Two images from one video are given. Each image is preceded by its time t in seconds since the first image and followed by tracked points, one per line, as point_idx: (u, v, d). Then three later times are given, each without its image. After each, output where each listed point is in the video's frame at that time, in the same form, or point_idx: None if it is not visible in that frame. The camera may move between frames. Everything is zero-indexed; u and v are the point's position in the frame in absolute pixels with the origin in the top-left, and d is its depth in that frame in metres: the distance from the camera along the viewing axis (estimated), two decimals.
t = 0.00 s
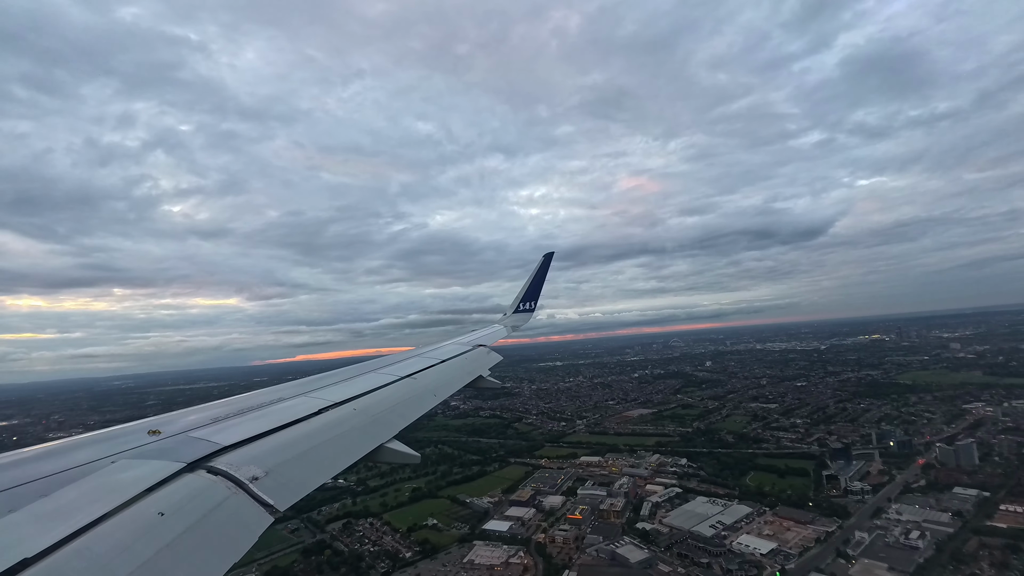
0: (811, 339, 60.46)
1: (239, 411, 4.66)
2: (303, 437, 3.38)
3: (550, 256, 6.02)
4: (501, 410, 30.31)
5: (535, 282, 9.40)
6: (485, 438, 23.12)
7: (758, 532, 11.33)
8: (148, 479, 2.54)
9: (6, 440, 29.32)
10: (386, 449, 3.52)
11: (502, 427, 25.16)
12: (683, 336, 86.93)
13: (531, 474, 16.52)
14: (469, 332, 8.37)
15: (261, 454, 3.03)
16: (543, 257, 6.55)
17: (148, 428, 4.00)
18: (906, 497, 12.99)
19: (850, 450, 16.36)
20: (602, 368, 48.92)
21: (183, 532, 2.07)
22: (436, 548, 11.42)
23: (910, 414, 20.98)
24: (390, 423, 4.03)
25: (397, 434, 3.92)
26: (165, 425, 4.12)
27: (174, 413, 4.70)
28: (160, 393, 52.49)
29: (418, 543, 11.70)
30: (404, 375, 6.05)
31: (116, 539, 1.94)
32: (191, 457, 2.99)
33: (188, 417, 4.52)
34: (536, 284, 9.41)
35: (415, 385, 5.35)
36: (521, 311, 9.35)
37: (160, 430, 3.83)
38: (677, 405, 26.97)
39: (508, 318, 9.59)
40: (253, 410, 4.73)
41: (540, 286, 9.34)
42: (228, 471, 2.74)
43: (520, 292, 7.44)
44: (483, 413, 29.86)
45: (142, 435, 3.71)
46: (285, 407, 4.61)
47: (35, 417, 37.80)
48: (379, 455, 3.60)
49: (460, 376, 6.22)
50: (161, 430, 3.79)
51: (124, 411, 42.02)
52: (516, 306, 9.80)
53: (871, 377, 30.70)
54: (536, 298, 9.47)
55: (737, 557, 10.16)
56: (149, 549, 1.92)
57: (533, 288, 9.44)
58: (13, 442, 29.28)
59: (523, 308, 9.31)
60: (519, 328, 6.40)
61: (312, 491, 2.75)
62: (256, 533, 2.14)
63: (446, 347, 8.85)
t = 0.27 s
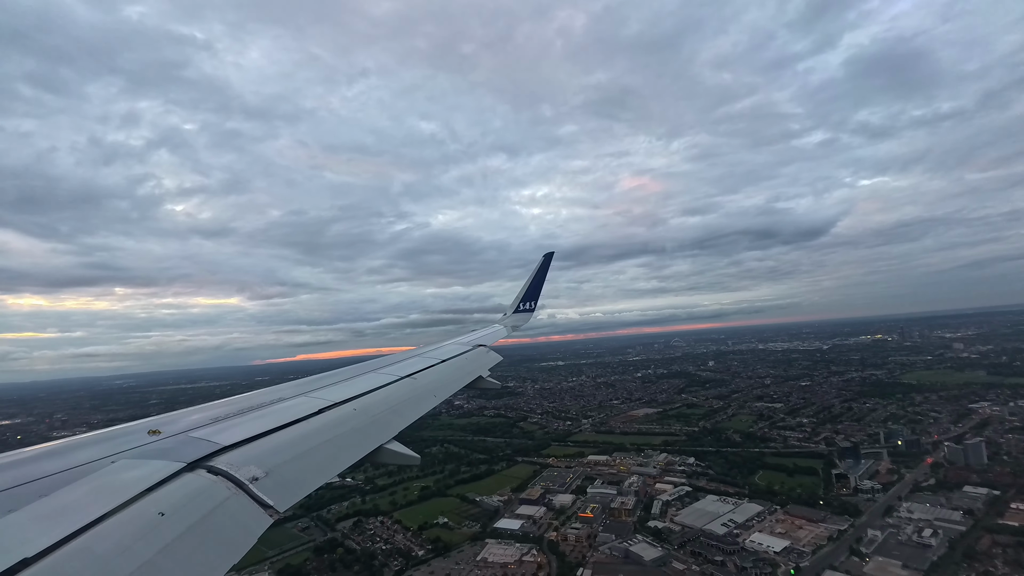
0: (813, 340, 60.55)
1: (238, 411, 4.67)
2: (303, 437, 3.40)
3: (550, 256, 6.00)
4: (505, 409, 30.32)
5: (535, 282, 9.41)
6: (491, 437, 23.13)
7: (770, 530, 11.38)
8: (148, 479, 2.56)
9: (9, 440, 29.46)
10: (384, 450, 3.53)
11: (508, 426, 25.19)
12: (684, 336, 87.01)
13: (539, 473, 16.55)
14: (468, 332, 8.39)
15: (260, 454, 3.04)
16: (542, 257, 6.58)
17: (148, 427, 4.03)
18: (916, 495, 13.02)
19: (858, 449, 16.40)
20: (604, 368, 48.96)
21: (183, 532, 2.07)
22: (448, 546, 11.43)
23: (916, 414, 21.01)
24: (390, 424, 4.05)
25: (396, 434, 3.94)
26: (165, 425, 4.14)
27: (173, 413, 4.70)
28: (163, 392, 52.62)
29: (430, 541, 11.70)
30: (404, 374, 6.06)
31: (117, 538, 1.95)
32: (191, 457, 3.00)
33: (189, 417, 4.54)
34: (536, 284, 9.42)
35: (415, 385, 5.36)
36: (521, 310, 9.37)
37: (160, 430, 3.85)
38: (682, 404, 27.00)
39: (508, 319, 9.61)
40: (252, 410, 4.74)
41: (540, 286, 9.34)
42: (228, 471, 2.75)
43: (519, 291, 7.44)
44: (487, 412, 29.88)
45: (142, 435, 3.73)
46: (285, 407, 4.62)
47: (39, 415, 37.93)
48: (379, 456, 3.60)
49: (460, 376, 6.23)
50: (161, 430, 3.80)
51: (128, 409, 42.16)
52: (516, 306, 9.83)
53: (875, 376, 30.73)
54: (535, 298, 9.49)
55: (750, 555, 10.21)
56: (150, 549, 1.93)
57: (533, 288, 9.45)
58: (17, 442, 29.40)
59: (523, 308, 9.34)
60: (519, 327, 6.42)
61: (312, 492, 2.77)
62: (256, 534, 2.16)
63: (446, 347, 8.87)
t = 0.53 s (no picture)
0: (815, 339, 60.65)
1: (238, 411, 4.67)
2: (301, 439, 3.39)
3: (551, 258, 5.98)
4: (509, 408, 30.32)
5: (535, 282, 9.42)
6: (497, 436, 23.14)
7: (783, 528, 11.43)
8: (147, 479, 2.56)
9: (14, 439, 29.61)
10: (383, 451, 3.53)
11: (513, 425, 25.17)
12: (685, 336, 87.14)
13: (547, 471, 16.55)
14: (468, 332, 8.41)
15: (259, 455, 3.04)
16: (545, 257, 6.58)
17: (148, 428, 4.04)
18: (926, 494, 13.05)
19: (867, 448, 16.47)
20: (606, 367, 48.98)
21: (183, 533, 2.07)
22: (460, 544, 11.42)
23: (921, 413, 21.06)
24: (390, 425, 4.05)
25: (395, 436, 3.95)
26: (165, 425, 4.15)
27: (173, 413, 4.71)
28: (165, 391, 52.62)
29: (442, 540, 11.69)
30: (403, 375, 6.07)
31: (117, 537, 1.95)
32: (191, 458, 3.01)
33: (190, 417, 4.55)
34: (535, 285, 9.42)
35: (414, 386, 5.36)
36: (520, 311, 9.36)
37: (160, 430, 3.86)
38: (687, 403, 27.04)
39: (508, 320, 9.61)
40: (252, 410, 4.74)
41: (540, 286, 9.34)
42: (228, 471, 2.75)
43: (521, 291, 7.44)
44: (491, 411, 29.87)
45: (142, 435, 3.74)
46: (284, 407, 4.62)
47: (42, 415, 37.90)
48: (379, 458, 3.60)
49: (460, 377, 6.22)
50: (161, 431, 3.82)
51: (131, 408, 42.16)
52: (516, 307, 9.83)
53: (879, 376, 30.80)
54: (535, 299, 9.48)
55: (763, 553, 10.27)
56: (151, 549, 1.93)
57: (533, 289, 9.45)
58: (21, 441, 29.54)
59: (522, 308, 9.34)
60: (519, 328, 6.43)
61: (311, 494, 2.76)
62: (255, 537, 2.15)
63: (446, 348, 8.85)
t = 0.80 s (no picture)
0: (817, 339, 60.71)
1: (239, 412, 4.67)
2: (300, 440, 3.38)
3: (551, 257, 5.97)
4: (514, 407, 30.34)
5: (535, 284, 9.45)
6: (503, 435, 23.14)
7: (795, 526, 11.49)
8: (148, 481, 2.55)
9: (20, 438, 29.83)
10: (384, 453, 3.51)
11: (519, 424, 25.17)
12: (687, 336, 87.19)
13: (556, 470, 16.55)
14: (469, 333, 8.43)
15: (259, 456, 3.03)
16: (544, 258, 6.58)
17: (149, 429, 4.05)
18: (937, 492, 13.06)
19: (876, 446, 16.52)
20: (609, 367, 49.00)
21: (183, 535, 2.05)
22: (473, 542, 11.43)
23: (928, 412, 21.12)
24: (391, 427, 4.04)
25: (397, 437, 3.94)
26: (166, 426, 4.16)
27: (174, 415, 4.71)
28: (168, 391, 52.68)
29: (454, 538, 11.70)
30: (404, 376, 6.05)
31: (116, 540, 1.92)
32: (190, 459, 3.00)
33: (191, 419, 4.55)
34: (536, 286, 9.44)
35: (415, 387, 5.35)
36: (521, 313, 9.38)
37: (161, 431, 3.86)
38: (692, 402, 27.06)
39: (508, 321, 9.64)
40: (253, 411, 4.74)
41: (540, 287, 9.36)
42: (228, 473, 2.73)
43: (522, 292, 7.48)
44: (496, 410, 29.88)
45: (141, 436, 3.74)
46: (285, 408, 4.61)
47: (46, 415, 37.93)
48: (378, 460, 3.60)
49: (460, 379, 6.20)
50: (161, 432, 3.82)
51: (135, 408, 42.21)
52: (516, 307, 9.86)
53: (883, 375, 30.83)
54: (536, 299, 9.50)
55: (777, 551, 10.33)
56: (151, 551, 1.91)
57: (533, 290, 9.46)
58: (27, 440, 29.77)
59: (523, 310, 9.35)
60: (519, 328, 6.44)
61: (311, 496, 2.74)
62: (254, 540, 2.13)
63: (446, 349, 8.83)
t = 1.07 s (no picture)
0: (820, 338, 60.68)
1: (240, 414, 4.69)
2: (300, 442, 3.40)
3: (552, 257, 5.97)
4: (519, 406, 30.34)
5: (536, 285, 9.47)
6: (510, 434, 23.12)
7: (809, 524, 11.56)
8: (148, 483, 2.55)
9: (26, 438, 29.99)
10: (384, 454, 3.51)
11: (526, 423, 25.17)
12: (689, 335, 87.16)
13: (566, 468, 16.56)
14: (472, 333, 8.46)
15: (259, 458, 3.03)
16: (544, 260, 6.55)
17: (149, 431, 4.07)
18: (949, 490, 13.05)
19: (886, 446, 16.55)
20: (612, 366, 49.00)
21: (184, 537, 2.05)
22: (487, 540, 11.43)
23: (936, 411, 21.14)
24: (392, 429, 4.06)
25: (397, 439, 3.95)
26: (166, 428, 4.18)
27: (176, 416, 4.74)
28: (172, 390, 52.82)
29: (468, 536, 11.69)
30: (404, 377, 6.05)
31: (118, 541, 1.92)
32: (191, 460, 3.02)
33: (192, 421, 4.57)
34: (536, 288, 9.46)
35: (415, 389, 5.35)
36: (522, 314, 9.41)
37: (162, 433, 3.89)
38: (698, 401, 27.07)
39: (509, 323, 9.68)
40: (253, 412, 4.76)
41: (541, 288, 9.35)
42: (229, 475, 2.74)
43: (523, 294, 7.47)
44: (501, 409, 29.90)
45: (141, 439, 3.76)
46: (285, 411, 4.62)
47: (51, 415, 38.02)
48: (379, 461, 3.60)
49: (460, 381, 6.20)
50: (161, 435, 3.84)
51: (139, 407, 42.31)
52: (517, 309, 9.89)
53: (889, 375, 30.84)
54: (536, 301, 9.53)
55: (792, 548, 10.39)
56: (152, 553, 1.91)
57: (533, 292, 9.48)
58: (32, 439, 29.94)
59: (523, 311, 9.38)
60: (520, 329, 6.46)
61: (312, 498, 2.74)
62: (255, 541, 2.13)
63: (447, 351, 8.82)
